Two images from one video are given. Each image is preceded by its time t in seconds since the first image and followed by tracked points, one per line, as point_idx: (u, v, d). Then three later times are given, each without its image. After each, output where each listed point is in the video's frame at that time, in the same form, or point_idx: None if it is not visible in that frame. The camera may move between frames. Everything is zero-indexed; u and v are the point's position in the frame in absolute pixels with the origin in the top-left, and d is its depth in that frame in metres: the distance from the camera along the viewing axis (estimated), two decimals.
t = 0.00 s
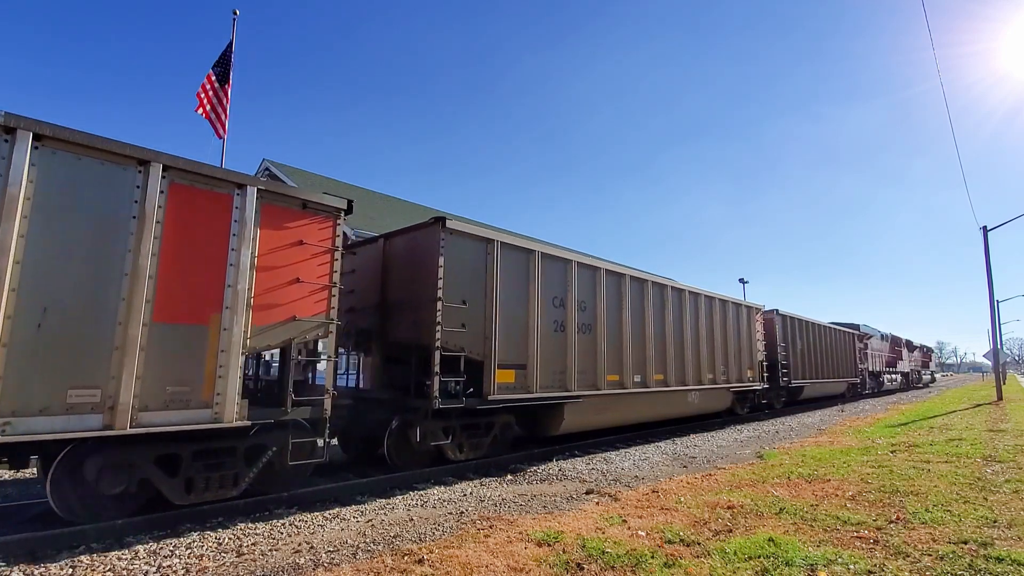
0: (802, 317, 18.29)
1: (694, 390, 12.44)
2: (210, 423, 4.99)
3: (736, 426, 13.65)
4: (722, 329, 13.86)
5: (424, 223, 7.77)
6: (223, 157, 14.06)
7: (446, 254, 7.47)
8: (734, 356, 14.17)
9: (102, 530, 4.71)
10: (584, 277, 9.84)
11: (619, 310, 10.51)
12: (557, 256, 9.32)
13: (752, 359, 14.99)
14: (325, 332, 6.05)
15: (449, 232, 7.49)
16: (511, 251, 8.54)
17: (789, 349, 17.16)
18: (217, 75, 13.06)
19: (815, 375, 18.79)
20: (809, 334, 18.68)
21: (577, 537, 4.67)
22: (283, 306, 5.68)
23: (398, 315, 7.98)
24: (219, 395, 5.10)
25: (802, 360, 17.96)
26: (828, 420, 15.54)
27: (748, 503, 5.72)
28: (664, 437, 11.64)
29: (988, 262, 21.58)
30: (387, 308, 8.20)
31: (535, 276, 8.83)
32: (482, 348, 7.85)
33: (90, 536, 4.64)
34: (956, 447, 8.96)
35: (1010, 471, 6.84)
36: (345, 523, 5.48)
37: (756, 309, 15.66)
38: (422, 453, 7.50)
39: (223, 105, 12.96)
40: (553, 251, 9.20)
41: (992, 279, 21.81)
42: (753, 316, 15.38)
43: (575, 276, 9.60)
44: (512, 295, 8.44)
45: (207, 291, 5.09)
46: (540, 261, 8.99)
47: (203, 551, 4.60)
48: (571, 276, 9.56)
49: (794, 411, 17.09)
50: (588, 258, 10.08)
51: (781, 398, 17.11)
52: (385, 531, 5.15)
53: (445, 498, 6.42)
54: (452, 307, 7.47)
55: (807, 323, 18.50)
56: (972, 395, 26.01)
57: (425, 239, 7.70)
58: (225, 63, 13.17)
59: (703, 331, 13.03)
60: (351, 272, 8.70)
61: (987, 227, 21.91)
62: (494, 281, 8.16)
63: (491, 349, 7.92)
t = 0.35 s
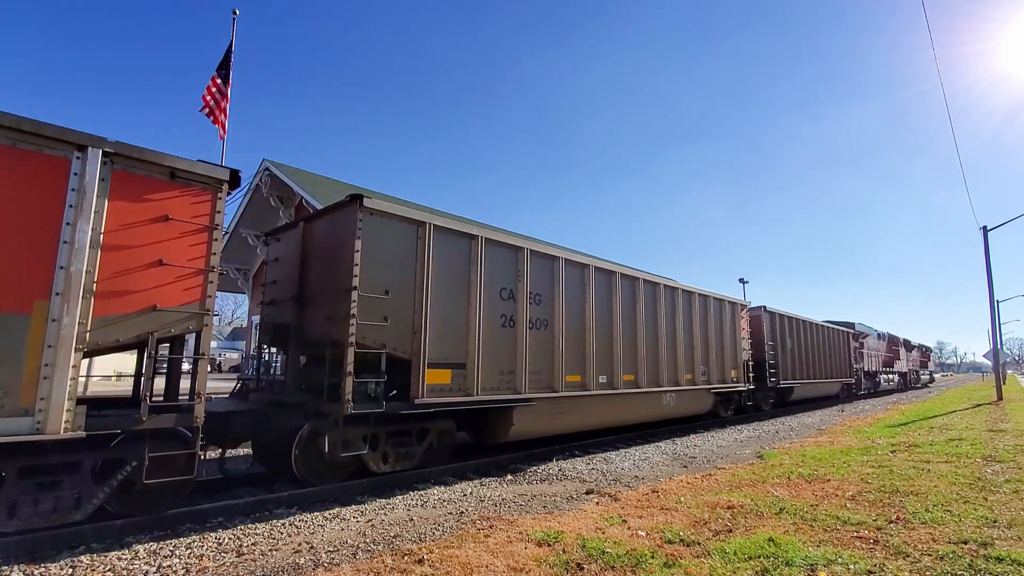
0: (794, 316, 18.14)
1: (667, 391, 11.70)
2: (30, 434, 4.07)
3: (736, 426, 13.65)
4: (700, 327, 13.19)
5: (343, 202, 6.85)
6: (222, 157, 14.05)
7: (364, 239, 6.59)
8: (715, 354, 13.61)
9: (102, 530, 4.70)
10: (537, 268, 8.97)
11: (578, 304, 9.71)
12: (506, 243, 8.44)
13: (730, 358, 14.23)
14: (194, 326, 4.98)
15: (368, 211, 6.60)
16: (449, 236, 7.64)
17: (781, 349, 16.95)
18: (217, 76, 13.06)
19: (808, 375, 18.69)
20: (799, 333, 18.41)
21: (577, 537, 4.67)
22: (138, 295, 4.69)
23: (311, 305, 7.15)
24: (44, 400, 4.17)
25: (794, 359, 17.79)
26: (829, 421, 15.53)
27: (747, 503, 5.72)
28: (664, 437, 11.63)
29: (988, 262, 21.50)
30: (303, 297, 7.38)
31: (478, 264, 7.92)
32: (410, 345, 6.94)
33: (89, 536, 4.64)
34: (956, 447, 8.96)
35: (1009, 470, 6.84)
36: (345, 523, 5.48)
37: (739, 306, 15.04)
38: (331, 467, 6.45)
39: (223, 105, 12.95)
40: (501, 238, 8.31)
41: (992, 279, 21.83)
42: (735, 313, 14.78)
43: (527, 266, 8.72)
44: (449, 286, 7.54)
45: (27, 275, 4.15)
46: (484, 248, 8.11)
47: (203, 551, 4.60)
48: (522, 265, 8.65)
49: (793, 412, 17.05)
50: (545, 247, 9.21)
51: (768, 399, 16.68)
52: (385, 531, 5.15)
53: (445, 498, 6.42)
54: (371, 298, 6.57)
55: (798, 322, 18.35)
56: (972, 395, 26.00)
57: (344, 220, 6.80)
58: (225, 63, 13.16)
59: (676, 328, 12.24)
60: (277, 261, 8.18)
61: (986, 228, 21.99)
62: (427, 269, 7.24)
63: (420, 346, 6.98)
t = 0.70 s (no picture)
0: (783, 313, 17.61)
1: (633, 393, 10.83)
2: None
3: (736, 426, 13.64)
4: (675, 322, 12.36)
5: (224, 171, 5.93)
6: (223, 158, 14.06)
7: (243, 215, 5.64)
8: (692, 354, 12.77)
9: (102, 530, 4.71)
10: (474, 255, 8.00)
11: (527, 296, 8.80)
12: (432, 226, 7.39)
13: (709, 358, 13.33)
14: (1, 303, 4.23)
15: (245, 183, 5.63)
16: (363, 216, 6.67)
17: (768, 348, 16.44)
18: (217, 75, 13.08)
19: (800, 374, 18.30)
20: (788, 332, 17.86)
21: (577, 537, 4.67)
22: None
23: (191, 292, 6.29)
24: None
25: (784, 358, 17.29)
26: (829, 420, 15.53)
27: (748, 503, 5.72)
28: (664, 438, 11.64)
29: (988, 262, 21.66)
30: (184, 285, 6.48)
31: (399, 248, 6.92)
32: (305, 340, 5.96)
33: (90, 536, 4.65)
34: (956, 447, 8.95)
35: (1009, 470, 6.84)
36: (345, 523, 5.48)
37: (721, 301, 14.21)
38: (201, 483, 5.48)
39: (223, 104, 12.95)
40: (428, 220, 7.29)
41: (992, 279, 21.83)
42: (716, 310, 13.91)
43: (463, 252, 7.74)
44: (362, 272, 6.57)
45: None
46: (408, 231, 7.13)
47: (203, 551, 4.60)
48: (458, 251, 7.68)
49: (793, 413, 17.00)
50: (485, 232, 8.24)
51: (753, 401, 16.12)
52: (385, 531, 5.15)
53: (445, 498, 6.42)
54: (252, 285, 5.65)
55: (788, 320, 17.87)
56: (972, 395, 25.98)
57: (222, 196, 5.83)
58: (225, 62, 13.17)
59: (645, 324, 11.32)
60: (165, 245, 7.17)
61: (986, 228, 22.08)
62: (328, 252, 6.25)
63: (314, 340, 6.00)
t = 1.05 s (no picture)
0: (769, 310, 16.99)
1: (600, 395, 9.80)
2: None
3: (736, 426, 13.65)
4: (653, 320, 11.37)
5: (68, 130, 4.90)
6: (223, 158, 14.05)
7: (83, 184, 4.61)
8: (669, 352, 11.79)
9: (102, 530, 4.71)
10: (406, 237, 6.92)
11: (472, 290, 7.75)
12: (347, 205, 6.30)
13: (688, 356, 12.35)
14: None
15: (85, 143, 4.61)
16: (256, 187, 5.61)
17: (754, 347, 15.80)
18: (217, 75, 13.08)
19: (789, 373, 17.80)
20: (774, 330, 17.19)
21: (577, 537, 4.67)
22: None
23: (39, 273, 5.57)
24: None
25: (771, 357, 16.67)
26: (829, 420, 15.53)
27: (748, 503, 5.72)
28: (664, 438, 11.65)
29: (988, 262, 21.80)
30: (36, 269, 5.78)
31: (300, 226, 5.84)
32: (169, 335, 4.91)
33: (90, 536, 4.64)
34: (956, 447, 8.96)
35: (1009, 470, 6.84)
36: (345, 523, 5.48)
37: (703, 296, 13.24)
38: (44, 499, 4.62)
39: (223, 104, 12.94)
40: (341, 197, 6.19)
41: (992, 279, 21.84)
42: (697, 305, 12.94)
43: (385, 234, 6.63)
44: (254, 253, 5.52)
45: None
46: (315, 208, 6.05)
47: (203, 551, 4.60)
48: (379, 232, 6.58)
49: (793, 413, 16.99)
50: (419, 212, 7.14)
51: (737, 403, 15.42)
52: (385, 531, 5.15)
53: (445, 498, 6.42)
54: (97, 269, 4.62)
55: (774, 318, 17.25)
56: (972, 395, 25.97)
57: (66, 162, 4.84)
58: (225, 62, 13.16)
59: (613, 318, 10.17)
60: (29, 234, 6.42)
61: (987, 227, 22.13)
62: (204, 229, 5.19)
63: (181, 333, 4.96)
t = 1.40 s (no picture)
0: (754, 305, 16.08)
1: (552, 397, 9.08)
2: None
3: (737, 427, 13.65)
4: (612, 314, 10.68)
5: None
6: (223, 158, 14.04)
7: None
8: (634, 348, 11.18)
9: (102, 530, 4.70)
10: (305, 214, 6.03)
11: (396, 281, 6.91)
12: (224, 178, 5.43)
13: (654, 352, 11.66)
14: None
15: None
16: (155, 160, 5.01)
17: (736, 345, 14.95)
18: (217, 76, 13.08)
19: (778, 372, 16.99)
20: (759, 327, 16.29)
21: (577, 537, 4.67)
22: None
23: None
24: None
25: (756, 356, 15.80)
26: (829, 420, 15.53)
27: (748, 503, 5.72)
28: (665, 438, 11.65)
29: (988, 262, 21.72)
30: None
31: (152, 195, 4.90)
32: None
33: (90, 536, 4.64)
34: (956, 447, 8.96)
35: (1009, 470, 6.84)
36: (345, 523, 5.48)
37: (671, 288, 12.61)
38: None
39: (223, 105, 12.94)
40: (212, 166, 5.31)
41: (992, 279, 21.85)
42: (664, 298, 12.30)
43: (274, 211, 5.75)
44: (84, 225, 4.55)
45: None
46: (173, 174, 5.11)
47: (203, 551, 4.60)
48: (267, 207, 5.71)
49: (793, 413, 16.97)
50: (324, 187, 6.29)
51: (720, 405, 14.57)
52: (385, 531, 5.15)
53: (445, 498, 6.42)
54: None
55: (758, 314, 16.40)
56: (972, 395, 25.97)
57: None
58: (225, 63, 13.17)
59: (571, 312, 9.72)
60: None
61: (987, 227, 22.19)
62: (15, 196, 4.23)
63: None
